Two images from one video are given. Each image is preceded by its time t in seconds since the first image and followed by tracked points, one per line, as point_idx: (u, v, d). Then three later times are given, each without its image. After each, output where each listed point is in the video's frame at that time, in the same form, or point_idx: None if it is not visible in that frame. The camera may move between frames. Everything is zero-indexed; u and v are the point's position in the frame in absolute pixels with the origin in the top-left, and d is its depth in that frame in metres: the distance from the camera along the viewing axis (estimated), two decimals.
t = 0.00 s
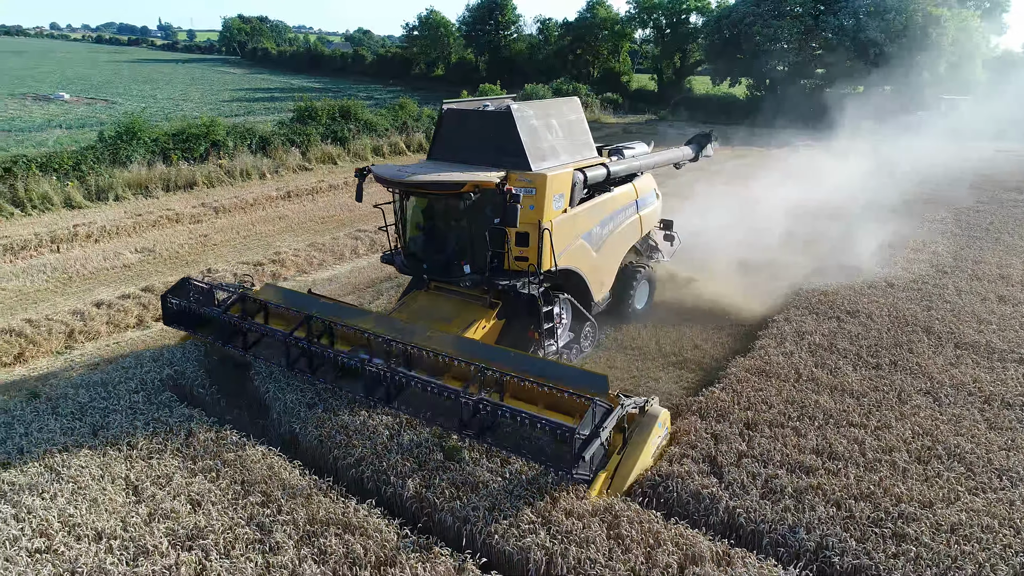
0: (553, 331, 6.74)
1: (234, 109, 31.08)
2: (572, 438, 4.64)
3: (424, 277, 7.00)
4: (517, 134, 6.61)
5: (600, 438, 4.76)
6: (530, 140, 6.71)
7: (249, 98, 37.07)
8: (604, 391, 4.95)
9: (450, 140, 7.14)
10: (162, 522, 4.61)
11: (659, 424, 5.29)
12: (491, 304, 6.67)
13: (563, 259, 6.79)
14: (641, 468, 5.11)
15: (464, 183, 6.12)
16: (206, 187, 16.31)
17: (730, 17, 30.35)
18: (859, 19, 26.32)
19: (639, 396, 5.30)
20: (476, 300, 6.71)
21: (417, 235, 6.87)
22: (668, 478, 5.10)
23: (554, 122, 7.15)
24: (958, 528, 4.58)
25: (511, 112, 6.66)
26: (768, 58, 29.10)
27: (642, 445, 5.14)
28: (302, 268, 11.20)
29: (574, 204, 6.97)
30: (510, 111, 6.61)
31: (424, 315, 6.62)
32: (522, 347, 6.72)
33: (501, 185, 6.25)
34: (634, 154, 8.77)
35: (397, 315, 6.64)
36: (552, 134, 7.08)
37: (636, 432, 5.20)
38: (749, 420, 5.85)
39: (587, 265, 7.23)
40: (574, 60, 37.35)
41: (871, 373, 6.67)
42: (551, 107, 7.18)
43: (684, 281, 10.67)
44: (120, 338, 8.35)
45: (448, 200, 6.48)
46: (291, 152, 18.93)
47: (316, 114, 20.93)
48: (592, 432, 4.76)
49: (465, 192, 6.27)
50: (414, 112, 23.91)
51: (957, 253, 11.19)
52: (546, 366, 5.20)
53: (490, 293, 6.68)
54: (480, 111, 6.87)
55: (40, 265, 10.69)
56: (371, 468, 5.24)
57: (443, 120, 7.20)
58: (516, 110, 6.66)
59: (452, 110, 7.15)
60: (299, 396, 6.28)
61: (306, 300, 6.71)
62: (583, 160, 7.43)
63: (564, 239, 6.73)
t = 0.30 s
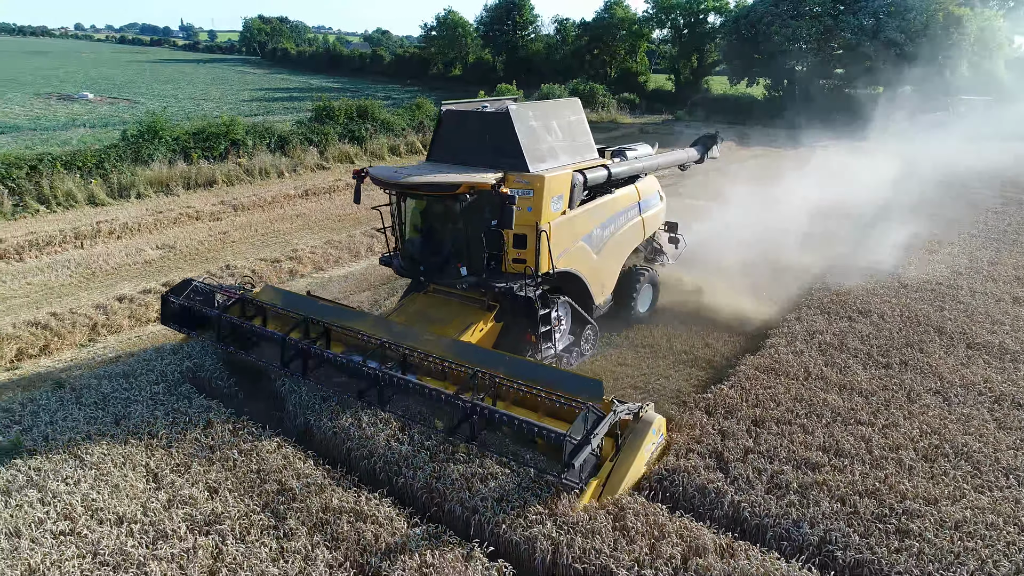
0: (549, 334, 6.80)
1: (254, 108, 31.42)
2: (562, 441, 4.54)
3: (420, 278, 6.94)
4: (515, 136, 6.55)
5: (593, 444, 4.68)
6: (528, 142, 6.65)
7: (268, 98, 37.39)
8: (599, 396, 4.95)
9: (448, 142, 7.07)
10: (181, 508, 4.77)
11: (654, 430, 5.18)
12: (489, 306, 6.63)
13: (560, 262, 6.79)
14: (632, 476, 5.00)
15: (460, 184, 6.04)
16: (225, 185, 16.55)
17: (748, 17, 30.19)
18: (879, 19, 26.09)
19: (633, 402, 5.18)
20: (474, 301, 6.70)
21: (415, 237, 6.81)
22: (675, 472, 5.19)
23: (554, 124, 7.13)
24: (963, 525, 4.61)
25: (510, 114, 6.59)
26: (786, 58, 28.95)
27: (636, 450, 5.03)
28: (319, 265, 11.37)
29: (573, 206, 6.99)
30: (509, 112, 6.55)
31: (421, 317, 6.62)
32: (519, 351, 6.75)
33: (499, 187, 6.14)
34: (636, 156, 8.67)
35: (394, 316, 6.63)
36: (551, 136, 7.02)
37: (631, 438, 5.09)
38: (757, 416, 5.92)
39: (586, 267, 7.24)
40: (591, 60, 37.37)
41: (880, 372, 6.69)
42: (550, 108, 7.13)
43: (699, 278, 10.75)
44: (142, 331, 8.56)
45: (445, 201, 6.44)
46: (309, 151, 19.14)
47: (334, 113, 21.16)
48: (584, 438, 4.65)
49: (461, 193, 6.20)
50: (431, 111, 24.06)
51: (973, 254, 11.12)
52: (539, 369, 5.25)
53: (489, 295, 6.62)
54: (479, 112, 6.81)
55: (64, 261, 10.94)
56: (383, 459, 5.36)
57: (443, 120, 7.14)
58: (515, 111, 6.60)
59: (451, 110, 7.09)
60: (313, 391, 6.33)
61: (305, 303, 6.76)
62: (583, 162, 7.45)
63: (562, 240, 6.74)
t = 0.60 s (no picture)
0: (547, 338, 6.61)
1: (274, 108, 31.68)
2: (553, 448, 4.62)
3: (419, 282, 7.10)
4: (512, 137, 6.42)
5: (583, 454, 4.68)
6: (527, 144, 6.52)
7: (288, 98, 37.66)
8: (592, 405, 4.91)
9: (450, 142, 6.99)
10: (199, 496, 4.90)
11: (648, 440, 5.16)
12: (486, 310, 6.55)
13: (558, 264, 6.68)
14: (626, 483, 4.93)
15: (454, 188, 5.97)
16: (245, 183, 16.78)
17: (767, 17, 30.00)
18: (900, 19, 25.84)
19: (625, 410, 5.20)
20: (472, 305, 6.64)
21: (414, 240, 6.92)
22: (682, 467, 5.27)
23: (554, 125, 6.99)
24: (968, 523, 4.63)
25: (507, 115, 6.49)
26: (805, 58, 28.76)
27: (629, 459, 4.99)
28: (336, 263, 11.52)
29: (574, 207, 6.86)
30: (506, 114, 6.45)
31: (414, 321, 6.57)
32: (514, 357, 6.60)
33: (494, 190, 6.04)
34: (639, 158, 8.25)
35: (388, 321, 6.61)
36: (551, 137, 6.88)
37: (623, 447, 5.06)
38: (766, 415, 5.97)
39: (586, 269, 7.11)
40: (609, 61, 37.33)
41: (890, 372, 6.70)
42: (551, 110, 7.01)
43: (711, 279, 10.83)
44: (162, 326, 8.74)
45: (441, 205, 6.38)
46: (327, 150, 19.33)
47: (351, 113, 21.36)
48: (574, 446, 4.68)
49: (457, 196, 6.12)
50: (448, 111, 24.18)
51: (989, 256, 11.04)
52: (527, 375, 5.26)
53: (485, 301, 6.58)
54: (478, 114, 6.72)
55: (88, 257, 11.19)
56: (396, 451, 5.46)
57: (443, 123, 7.04)
58: (513, 112, 6.50)
59: (452, 112, 7.00)
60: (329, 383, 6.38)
61: (303, 305, 6.83)
62: (585, 164, 7.29)
63: (560, 242, 6.63)
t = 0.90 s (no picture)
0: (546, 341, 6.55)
1: (297, 108, 31.91)
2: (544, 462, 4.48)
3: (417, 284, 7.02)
4: (513, 138, 6.34)
5: (573, 466, 4.60)
6: (528, 145, 6.44)
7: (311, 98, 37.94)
8: (589, 412, 4.77)
9: (449, 143, 6.93)
10: (220, 483, 5.05)
11: (643, 450, 4.96)
12: (487, 314, 6.46)
13: (561, 268, 6.59)
14: (620, 495, 4.79)
15: (452, 189, 5.91)
16: (267, 181, 17.02)
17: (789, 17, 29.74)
18: (926, 18, 25.51)
19: (621, 422, 5.02)
20: (472, 308, 6.58)
21: (413, 243, 6.80)
22: (693, 463, 5.33)
23: (556, 125, 6.90)
24: (980, 523, 4.63)
25: (508, 115, 6.41)
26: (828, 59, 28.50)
27: (623, 471, 4.82)
28: (355, 260, 11.67)
29: (576, 210, 6.77)
30: (507, 114, 6.38)
31: (415, 324, 6.54)
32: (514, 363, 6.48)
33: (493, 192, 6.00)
34: (646, 159, 8.25)
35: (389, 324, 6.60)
36: (553, 138, 6.80)
37: (617, 460, 4.88)
38: (778, 413, 5.99)
39: (589, 273, 7.01)
40: (629, 61, 37.22)
41: (905, 373, 6.69)
42: (553, 110, 6.93)
43: (727, 279, 10.82)
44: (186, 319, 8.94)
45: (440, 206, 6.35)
46: (348, 149, 19.52)
47: (372, 112, 21.54)
48: (564, 460, 4.57)
49: (455, 197, 6.05)
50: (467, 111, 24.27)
51: (1012, 258, 10.91)
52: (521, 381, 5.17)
53: (486, 304, 6.49)
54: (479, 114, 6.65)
55: (114, 252, 11.44)
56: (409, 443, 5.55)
57: (444, 123, 6.97)
58: (513, 112, 6.43)
59: (453, 112, 6.94)
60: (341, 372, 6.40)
61: (304, 305, 6.81)
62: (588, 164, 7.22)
63: (562, 245, 6.54)
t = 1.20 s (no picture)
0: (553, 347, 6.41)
1: (328, 108, 32.28)
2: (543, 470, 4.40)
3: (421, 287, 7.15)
4: (522, 139, 6.30)
5: (571, 477, 4.50)
6: (537, 146, 6.39)
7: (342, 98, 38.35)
8: (591, 420, 4.81)
9: (459, 144, 6.96)
10: (247, 471, 5.19)
11: (644, 462, 4.85)
12: (492, 318, 6.40)
13: (569, 271, 6.50)
14: (619, 508, 4.67)
15: (457, 193, 5.81)
16: (298, 180, 17.29)
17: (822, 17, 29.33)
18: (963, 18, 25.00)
19: (622, 432, 4.92)
20: (479, 313, 6.53)
21: (420, 245, 6.93)
22: (710, 462, 5.37)
23: (567, 127, 6.85)
24: (1002, 527, 4.58)
25: (516, 116, 6.38)
26: (861, 59, 28.07)
27: (623, 484, 4.70)
28: (382, 257, 11.82)
29: (586, 213, 6.68)
30: (515, 115, 6.34)
31: (419, 326, 6.59)
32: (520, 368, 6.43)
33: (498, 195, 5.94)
34: (661, 162, 8.18)
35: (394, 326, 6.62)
36: (563, 139, 6.74)
37: (617, 472, 4.78)
38: (799, 415, 5.99)
39: (598, 277, 6.91)
40: (659, 61, 37.03)
41: (930, 377, 6.62)
42: (564, 111, 6.88)
43: (751, 280, 10.78)
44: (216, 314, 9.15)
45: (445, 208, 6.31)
46: (377, 148, 19.72)
47: (401, 112, 21.75)
48: (563, 470, 4.49)
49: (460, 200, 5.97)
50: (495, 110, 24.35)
51: None
52: (520, 385, 5.24)
53: (492, 307, 6.43)
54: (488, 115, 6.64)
55: (149, 247, 11.75)
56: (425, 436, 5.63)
57: (453, 125, 6.99)
58: (522, 113, 6.40)
59: (463, 113, 6.95)
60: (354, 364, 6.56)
61: (313, 306, 6.95)
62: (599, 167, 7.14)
63: (570, 249, 6.45)
